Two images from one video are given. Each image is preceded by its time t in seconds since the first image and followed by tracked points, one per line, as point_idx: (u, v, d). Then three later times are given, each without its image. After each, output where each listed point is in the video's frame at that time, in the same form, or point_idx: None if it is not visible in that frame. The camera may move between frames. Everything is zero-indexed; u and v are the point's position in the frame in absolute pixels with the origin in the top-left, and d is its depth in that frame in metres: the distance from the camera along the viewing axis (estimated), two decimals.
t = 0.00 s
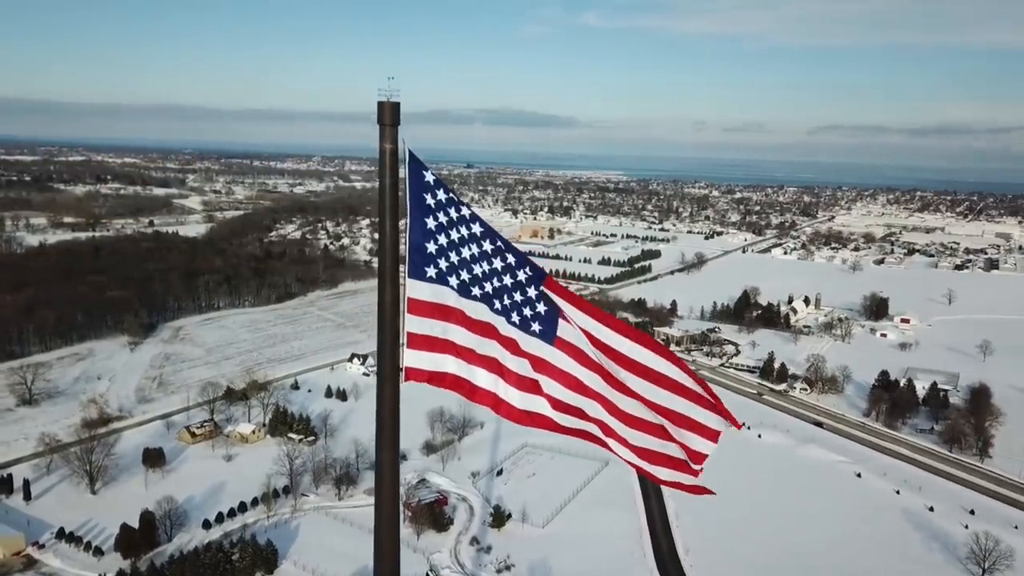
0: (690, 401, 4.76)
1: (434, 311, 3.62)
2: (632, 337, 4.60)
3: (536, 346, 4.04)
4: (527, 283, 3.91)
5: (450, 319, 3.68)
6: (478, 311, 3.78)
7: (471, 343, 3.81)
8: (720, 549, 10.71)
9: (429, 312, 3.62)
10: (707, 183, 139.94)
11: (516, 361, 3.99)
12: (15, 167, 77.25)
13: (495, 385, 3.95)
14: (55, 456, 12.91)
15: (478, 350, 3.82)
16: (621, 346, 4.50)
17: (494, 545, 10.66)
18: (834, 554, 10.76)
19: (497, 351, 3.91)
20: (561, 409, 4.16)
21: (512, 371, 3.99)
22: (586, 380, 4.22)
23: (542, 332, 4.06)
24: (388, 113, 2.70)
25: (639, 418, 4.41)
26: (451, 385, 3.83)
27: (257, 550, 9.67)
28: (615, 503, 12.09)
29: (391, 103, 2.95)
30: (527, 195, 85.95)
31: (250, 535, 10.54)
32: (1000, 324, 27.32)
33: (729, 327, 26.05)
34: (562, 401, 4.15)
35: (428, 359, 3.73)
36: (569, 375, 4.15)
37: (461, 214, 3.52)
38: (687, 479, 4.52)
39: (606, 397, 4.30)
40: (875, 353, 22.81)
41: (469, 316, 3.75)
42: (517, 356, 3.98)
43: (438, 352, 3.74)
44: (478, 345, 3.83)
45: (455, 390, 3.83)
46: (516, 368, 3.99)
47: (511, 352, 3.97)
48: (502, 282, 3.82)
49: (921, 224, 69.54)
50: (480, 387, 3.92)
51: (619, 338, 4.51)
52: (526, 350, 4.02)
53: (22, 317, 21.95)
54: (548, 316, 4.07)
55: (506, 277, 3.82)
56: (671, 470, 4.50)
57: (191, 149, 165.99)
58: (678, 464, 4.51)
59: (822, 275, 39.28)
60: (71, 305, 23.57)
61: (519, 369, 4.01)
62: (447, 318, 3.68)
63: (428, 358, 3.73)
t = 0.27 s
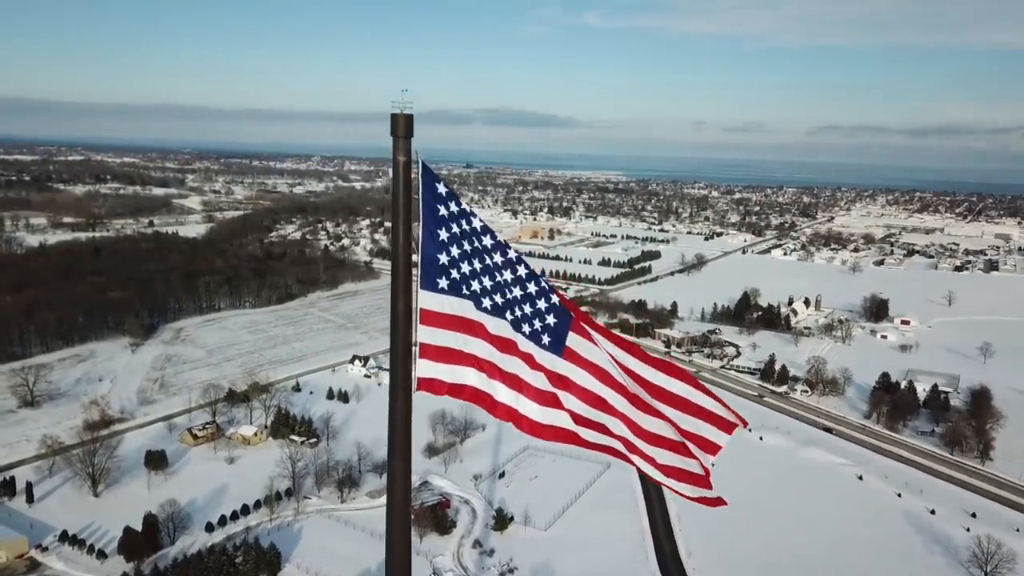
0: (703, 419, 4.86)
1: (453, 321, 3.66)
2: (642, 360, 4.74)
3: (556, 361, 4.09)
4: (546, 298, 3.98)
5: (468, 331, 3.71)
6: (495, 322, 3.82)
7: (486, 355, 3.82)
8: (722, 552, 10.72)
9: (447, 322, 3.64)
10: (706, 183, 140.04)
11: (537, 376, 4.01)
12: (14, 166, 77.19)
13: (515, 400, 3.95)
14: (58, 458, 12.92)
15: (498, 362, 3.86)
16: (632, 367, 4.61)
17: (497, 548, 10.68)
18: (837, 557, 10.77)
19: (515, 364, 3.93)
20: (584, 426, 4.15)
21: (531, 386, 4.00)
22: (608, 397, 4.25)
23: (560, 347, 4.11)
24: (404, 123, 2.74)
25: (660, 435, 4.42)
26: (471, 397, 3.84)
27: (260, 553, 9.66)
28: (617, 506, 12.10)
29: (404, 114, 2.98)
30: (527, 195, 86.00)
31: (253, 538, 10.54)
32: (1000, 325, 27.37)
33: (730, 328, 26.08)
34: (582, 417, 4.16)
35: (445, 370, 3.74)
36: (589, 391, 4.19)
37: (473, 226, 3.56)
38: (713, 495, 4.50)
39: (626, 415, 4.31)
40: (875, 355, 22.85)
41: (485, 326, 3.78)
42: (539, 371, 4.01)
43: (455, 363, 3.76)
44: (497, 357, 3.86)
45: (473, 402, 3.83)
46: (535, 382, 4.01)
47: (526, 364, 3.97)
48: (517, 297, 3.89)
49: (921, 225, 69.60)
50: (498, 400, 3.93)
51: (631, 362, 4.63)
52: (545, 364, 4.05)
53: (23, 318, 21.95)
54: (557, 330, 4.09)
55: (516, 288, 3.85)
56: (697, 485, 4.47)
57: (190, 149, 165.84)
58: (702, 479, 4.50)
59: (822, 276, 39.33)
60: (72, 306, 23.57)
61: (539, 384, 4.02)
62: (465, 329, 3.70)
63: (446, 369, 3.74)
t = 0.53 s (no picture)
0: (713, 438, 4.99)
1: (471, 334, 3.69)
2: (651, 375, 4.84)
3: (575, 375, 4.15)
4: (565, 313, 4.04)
5: (486, 343, 3.75)
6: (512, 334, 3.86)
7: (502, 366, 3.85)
8: (725, 555, 10.75)
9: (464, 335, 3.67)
10: (705, 183, 140.38)
11: (559, 392, 4.05)
12: (14, 166, 77.16)
13: (536, 415, 3.99)
14: (60, 461, 12.94)
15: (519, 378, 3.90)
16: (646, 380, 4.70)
17: (500, 551, 10.69)
18: (839, 560, 10.79)
19: (533, 378, 3.97)
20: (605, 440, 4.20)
21: (552, 401, 4.03)
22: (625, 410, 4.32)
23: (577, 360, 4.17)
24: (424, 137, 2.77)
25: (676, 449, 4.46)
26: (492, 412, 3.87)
27: (264, 556, 9.67)
28: (620, 508, 12.12)
29: (418, 127, 3.00)
30: (526, 196, 86.11)
31: (256, 541, 10.55)
32: (1000, 327, 27.43)
33: (730, 329, 26.13)
34: (602, 431, 4.20)
35: (465, 384, 3.76)
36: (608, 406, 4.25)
37: (484, 238, 3.60)
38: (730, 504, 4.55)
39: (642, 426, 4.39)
40: (876, 356, 22.90)
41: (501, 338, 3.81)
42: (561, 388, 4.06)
43: (476, 376, 3.78)
44: (517, 373, 3.91)
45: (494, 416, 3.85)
46: (554, 397, 4.04)
47: (542, 377, 4.01)
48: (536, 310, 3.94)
49: (920, 226, 69.67)
50: (518, 415, 3.95)
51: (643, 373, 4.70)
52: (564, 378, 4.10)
53: (24, 319, 21.96)
54: (568, 339, 4.12)
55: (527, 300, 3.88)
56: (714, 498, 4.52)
57: (190, 149, 166.25)
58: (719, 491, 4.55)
59: (822, 277, 39.41)
60: (73, 307, 23.57)
61: (559, 399, 4.06)
62: (482, 340, 3.73)
63: (466, 382, 3.76)
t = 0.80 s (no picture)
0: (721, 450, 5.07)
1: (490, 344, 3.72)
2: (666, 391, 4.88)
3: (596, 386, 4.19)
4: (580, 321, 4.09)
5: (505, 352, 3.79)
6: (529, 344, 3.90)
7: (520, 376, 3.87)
8: (728, 557, 10.77)
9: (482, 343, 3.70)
10: (704, 184, 140.54)
11: (580, 405, 4.08)
12: (14, 166, 77.23)
13: (558, 428, 4.00)
14: (63, 463, 12.95)
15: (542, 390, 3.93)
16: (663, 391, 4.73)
17: (503, 553, 10.70)
18: (842, 562, 10.80)
19: (553, 390, 3.98)
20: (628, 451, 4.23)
21: (574, 414, 4.05)
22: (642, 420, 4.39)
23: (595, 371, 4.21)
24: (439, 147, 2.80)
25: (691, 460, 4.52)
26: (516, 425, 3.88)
27: (267, 558, 9.67)
28: (622, 511, 12.13)
29: (433, 136, 3.02)
30: (526, 196, 86.17)
31: (260, 543, 10.57)
32: (1000, 328, 27.48)
33: (731, 330, 26.16)
34: (623, 441, 4.23)
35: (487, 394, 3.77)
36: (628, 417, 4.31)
37: (498, 245, 3.60)
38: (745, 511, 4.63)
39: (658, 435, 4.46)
40: (876, 357, 22.95)
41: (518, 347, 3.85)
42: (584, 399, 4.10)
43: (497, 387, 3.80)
44: (537, 384, 3.94)
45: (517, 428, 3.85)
46: (576, 409, 4.06)
47: (563, 391, 4.03)
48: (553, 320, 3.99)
49: (920, 226, 69.74)
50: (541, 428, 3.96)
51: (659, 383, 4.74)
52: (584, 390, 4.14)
53: (25, 320, 21.97)
54: (578, 347, 4.14)
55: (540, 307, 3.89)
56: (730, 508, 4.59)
57: (189, 149, 166.41)
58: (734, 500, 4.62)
59: (822, 278, 39.45)
60: (74, 308, 23.58)
61: (580, 411, 4.08)
62: (500, 349, 3.77)
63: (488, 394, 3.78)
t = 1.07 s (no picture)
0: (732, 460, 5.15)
1: (508, 352, 3.79)
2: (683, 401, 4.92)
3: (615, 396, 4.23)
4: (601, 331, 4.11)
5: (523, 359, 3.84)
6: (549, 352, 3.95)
7: (536, 383, 3.91)
8: (730, 558, 10.79)
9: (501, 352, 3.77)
10: (703, 183, 140.65)
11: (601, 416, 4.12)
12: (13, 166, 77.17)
13: (581, 440, 4.06)
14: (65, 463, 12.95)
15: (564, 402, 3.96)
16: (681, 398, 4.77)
17: (506, 554, 10.72)
18: (844, 563, 10.83)
19: (576, 401, 4.03)
20: (647, 461, 4.30)
21: (594, 425, 4.09)
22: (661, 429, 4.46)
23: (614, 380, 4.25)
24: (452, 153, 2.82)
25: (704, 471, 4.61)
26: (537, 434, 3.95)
27: (271, 559, 9.68)
28: (625, 512, 12.15)
29: (445, 141, 3.00)
30: (526, 195, 86.18)
31: (263, 544, 10.58)
32: (1000, 328, 27.50)
33: (731, 330, 26.17)
34: (643, 451, 4.33)
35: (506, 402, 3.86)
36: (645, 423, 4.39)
37: (510, 249, 3.61)
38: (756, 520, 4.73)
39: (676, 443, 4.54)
40: (877, 357, 22.98)
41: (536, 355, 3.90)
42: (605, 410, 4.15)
43: (517, 396, 3.87)
44: (559, 395, 3.98)
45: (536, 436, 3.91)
46: (597, 420, 4.10)
47: (585, 402, 4.07)
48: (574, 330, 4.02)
49: (919, 226, 69.76)
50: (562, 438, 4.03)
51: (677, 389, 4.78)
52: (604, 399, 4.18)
53: (26, 320, 21.97)
54: (590, 352, 4.10)
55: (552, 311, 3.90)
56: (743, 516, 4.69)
57: (189, 148, 166.40)
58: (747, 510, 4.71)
59: (822, 277, 39.46)
60: (75, 308, 23.58)
61: (602, 421, 4.11)
62: (517, 357, 3.82)
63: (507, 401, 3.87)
